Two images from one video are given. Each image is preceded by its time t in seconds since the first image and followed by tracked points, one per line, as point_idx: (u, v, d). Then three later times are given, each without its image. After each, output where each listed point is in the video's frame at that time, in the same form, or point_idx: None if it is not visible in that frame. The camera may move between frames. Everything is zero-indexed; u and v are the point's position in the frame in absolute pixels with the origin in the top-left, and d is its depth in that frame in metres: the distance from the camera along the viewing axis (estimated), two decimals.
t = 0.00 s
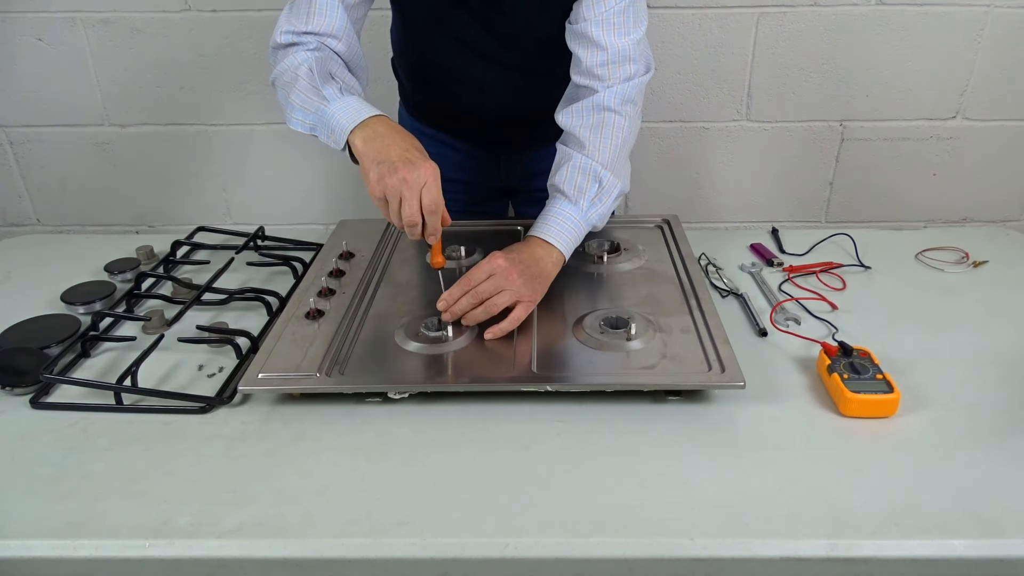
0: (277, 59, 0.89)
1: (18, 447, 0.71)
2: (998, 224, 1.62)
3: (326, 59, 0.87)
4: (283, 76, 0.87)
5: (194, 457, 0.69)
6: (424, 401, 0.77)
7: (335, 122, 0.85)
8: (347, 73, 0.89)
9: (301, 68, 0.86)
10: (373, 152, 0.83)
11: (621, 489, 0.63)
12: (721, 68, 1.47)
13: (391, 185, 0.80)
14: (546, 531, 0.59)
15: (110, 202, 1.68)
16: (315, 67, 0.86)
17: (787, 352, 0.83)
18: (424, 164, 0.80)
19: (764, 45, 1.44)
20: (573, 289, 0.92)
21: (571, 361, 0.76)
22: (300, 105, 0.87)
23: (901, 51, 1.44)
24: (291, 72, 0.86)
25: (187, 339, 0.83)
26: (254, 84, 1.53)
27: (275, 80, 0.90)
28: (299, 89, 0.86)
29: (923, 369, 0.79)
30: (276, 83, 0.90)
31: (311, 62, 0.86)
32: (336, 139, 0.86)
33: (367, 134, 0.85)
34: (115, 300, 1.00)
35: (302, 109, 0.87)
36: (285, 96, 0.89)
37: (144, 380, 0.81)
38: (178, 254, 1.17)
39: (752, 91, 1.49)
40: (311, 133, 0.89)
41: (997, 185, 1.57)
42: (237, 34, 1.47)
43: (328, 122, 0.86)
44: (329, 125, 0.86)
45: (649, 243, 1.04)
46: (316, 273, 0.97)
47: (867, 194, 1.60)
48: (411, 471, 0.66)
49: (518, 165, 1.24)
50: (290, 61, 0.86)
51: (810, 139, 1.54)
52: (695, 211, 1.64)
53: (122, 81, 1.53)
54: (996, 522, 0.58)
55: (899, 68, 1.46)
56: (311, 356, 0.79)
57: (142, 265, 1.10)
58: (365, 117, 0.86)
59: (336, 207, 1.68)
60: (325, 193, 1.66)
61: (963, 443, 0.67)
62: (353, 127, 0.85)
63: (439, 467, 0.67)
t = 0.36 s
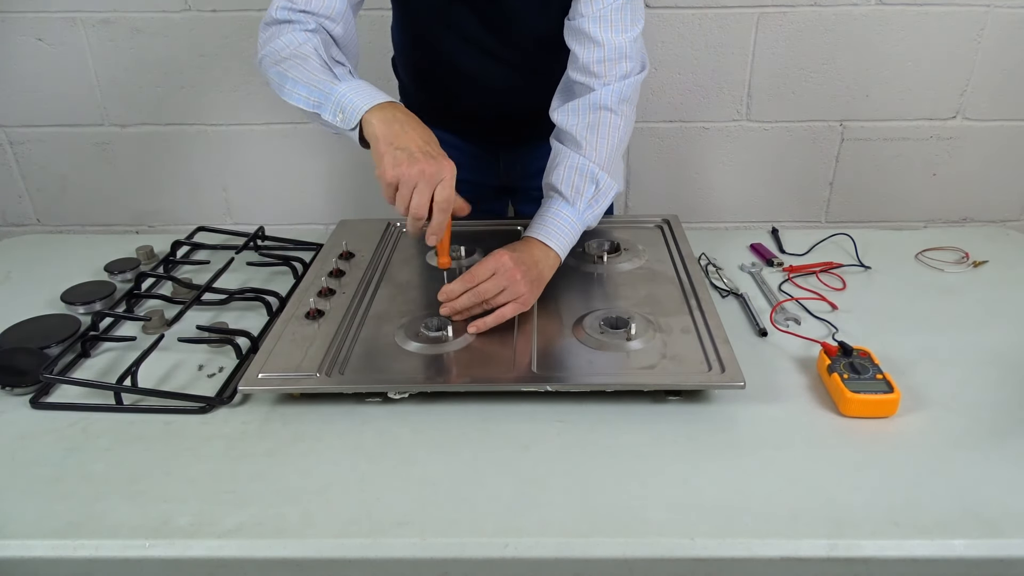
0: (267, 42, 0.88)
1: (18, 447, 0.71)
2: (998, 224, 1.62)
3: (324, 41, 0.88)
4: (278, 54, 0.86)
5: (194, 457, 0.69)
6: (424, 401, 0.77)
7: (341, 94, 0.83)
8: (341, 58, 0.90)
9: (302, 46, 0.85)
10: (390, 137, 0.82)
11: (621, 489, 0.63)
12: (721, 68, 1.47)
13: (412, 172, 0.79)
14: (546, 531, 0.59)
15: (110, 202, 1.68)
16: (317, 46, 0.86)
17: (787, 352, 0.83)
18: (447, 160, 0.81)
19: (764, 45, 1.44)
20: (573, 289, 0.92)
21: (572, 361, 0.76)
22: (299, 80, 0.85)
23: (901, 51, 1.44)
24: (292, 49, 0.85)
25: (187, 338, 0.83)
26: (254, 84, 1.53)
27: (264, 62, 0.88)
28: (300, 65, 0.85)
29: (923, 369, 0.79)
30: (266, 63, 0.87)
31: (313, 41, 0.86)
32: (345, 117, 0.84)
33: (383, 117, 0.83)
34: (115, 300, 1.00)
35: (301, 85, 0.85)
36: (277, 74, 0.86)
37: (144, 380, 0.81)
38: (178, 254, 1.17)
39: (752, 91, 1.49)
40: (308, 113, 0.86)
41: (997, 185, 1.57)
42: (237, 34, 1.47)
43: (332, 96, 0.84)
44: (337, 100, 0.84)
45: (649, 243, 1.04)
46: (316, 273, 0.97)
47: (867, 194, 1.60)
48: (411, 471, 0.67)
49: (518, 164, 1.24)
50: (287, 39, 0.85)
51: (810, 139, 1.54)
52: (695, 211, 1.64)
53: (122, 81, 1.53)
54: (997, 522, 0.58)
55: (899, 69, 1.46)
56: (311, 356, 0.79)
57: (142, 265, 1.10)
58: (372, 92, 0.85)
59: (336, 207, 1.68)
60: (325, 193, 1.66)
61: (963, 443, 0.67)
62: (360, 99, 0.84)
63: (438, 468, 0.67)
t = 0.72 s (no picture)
0: (261, 39, 0.87)
1: (18, 447, 0.71)
2: (998, 224, 1.62)
3: (322, 41, 0.88)
4: (275, 53, 0.85)
5: (194, 457, 0.69)
6: (424, 401, 0.77)
7: (339, 98, 0.84)
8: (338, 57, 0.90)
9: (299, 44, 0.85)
10: (390, 141, 0.82)
11: (621, 489, 0.63)
12: (721, 68, 1.47)
13: (419, 175, 0.79)
14: (546, 531, 0.59)
15: (110, 202, 1.68)
16: (315, 46, 0.85)
17: (787, 352, 0.83)
18: (449, 160, 0.81)
19: (764, 45, 1.44)
20: (573, 289, 0.92)
21: (571, 361, 0.76)
22: (297, 82, 0.85)
23: (901, 51, 1.44)
24: (289, 48, 0.85)
25: (187, 338, 0.83)
26: (254, 84, 1.53)
27: (259, 59, 0.87)
28: (298, 66, 0.85)
29: (923, 369, 0.79)
30: (262, 61, 0.87)
31: (311, 41, 0.85)
32: (343, 121, 0.84)
33: (381, 122, 0.83)
34: (115, 300, 1.00)
35: (300, 87, 0.85)
36: (275, 74, 0.86)
37: (144, 380, 0.81)
38: (178, 254, 1.17)
39: (751, 91, 1.49)
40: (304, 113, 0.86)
41: (997, 185, 1.57)
42: (237, 33, 1.47)
43: (330, 99, 0.84)
44: (335, 103, 0.84)
45: (649, 243, 1.04)
46: (316, 273, 0.97)
47: (867, 194, 1.60)
48: (411, 471, 0.67)
49: (518, 164, 1.24)
50: (285, 37, 0.85)
51: (810, 139, 1.54)
52: (696, 211, 1.64)
53: (122, 81, 1.53)
54: (996, 522, 0.58)
55: (898, 69, 1.46)
56: (311, 356, 0.79)
57: (142, 265, 1.10)
58: (370, 96, 0.85)
59: (336, 207, 1.68)
60: (325, 193, 1.66)
61: (963, 443, 0.67)
62: (358, 103, 0.84)
63: (437, 467, 0.67)
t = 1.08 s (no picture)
0: (261, 42, 0.87)
1: (18, 447, 0.71)
2: (998, 224, 1.61)
3: (319, 44, 0.87)
4: (272, 58, 0.86)
5: (194, 457, 0.69)
6: (424, 401, 0.77)
7: (334, 103, 0.84)
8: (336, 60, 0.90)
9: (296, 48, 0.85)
10: (385, 144, 0.82)
11: (621, 489, 0.63)
12: (721, 68, 1.47)
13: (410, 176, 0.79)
14: (546, 531, 0.59)
15: (110, 202, 1.68)
16: (311, 51, 0.85)
17: (787, 352, 0.83)
18: (442, 159, 0.81)
19: (764, 45, 1.44)
20: (573, 289, 0.92)
21: (572, 361, 0.76)
22: (294, 89, 0.85)
23: (901, 51, 1.44)
24: (285, 52, 0.85)
25: (187, 338, 0.83)
26: (253, 84, 1.53)
27: (258, 62, 0.87)
28: (295, 70, 0.85)
29: (924, 369, 0.79)
30: (260, 64, 0.87)
31: (308, 45, 0.85)
32: (338, 126, 0.84)
33: (374, 126, 0.83)
34: (115, 300, 1.00)
35: (297, 93, 0.85)
36: (272, 77, 0.86)
37: (144, 380, 0.81)
38: (178, 254, 1.17)
39: (751, 92, 1.49)
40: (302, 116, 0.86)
41: (997, 185, 1.57)
42: (237, 33, 1.47)
43: (326, 104, 0.84)
44: (331, 108, 0.84)
45: (649, 243, 1.04)
46: (316, 273, 0.97)
47: (867, 194, 1.60)
48: (411, 471, 0.66)
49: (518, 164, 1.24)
50: (281, 41, 0.85)
51: (810, 139, 1.54)
52: (696, 211, 1.64)
53: (122, 81, 1.53)
54: (996, 522, 0.58)
55: (898, 69, 1.46)
56: (311, 356, 0.79)
57: (142, 265, 1.10)
58: (367, 101, 0.85)
59: (336, 207, 1.68)
60: (325, 193, 1.66)
61: (963, 444, 0.67)
62: (354, 108, 0.84)
63: (437, 467, 0.67)
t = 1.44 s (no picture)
0: (267, 29, 0.85)
1: (18, 447, 0.71)
2: (998, 224, 1.61)
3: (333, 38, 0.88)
4: (295, 46, 0.84)
5: (194, 457, 0.69)
6: (424, 401, 0.77)
7: (381, 99, 0.82)
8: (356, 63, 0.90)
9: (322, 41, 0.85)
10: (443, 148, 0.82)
11: (621, 489, 0.63)
12: (721, 68, 1.47)
13: (467, 191, 0.81)
14: (546, 531, 0.59)
15: (110, 202, 1.68)
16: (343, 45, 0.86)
17: (787, 352, 0.83)
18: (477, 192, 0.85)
19: (764, 45, 1.44)
20: (572, 289, 0.92)
21: (571, 361, 0.76)
22: (328, 77, 0.83)
23: (901, 51, 1.44)
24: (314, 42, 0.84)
25: (187, 338, 0.83)
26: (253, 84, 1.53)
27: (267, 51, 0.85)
28: (330, 61, 0.84)
29: (924, 369, 0.79)
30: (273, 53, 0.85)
31: (335, 40, 0.85)
32: (384, 121, 0.82)
33: (432, 128, 0.83)
34: (115, 300, 1.00)
35: (329, 81, 0.83)
36: (288, 64, 0.85)
37: (144, 380, 0.81)
38: (178, 254, 1.17)
39: (751, 92, 1.49)
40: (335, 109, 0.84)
41: (997, 184, 1.57)
42: (237, 33, 1.48)
43: (369, 99, 0.82)
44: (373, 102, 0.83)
45: (649, 243, 1.04)
46: (316, 273, 0.97)
47: (867, 194, 1.60)
48: (411, 471, 0.67)
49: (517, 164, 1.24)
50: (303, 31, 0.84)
51: (810, 139, 1.54)
52: (696, 211, 1.64)
53: (122, 81, 1.53)
54: (996, 522, 0.58)
55: (898, 69, 1.46)
56: (311, 356, 0.79)
57: (142, 265, 1.10)
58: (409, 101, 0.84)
59: (337, 207, 1.68)
60: (325, 193, 1.66)
61: (964, 444, 0.67)
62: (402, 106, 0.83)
63: (437, 468, 0.67)
